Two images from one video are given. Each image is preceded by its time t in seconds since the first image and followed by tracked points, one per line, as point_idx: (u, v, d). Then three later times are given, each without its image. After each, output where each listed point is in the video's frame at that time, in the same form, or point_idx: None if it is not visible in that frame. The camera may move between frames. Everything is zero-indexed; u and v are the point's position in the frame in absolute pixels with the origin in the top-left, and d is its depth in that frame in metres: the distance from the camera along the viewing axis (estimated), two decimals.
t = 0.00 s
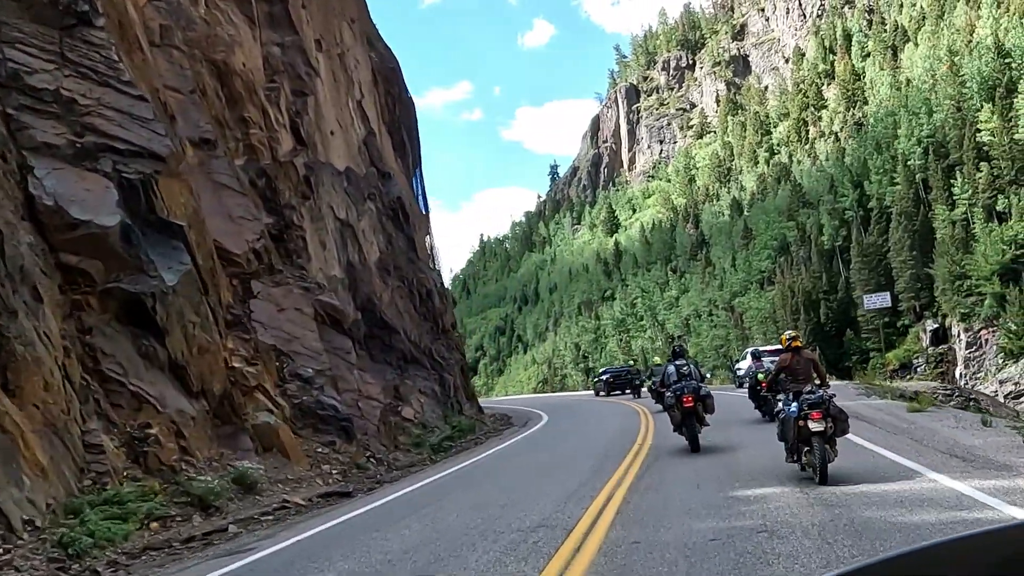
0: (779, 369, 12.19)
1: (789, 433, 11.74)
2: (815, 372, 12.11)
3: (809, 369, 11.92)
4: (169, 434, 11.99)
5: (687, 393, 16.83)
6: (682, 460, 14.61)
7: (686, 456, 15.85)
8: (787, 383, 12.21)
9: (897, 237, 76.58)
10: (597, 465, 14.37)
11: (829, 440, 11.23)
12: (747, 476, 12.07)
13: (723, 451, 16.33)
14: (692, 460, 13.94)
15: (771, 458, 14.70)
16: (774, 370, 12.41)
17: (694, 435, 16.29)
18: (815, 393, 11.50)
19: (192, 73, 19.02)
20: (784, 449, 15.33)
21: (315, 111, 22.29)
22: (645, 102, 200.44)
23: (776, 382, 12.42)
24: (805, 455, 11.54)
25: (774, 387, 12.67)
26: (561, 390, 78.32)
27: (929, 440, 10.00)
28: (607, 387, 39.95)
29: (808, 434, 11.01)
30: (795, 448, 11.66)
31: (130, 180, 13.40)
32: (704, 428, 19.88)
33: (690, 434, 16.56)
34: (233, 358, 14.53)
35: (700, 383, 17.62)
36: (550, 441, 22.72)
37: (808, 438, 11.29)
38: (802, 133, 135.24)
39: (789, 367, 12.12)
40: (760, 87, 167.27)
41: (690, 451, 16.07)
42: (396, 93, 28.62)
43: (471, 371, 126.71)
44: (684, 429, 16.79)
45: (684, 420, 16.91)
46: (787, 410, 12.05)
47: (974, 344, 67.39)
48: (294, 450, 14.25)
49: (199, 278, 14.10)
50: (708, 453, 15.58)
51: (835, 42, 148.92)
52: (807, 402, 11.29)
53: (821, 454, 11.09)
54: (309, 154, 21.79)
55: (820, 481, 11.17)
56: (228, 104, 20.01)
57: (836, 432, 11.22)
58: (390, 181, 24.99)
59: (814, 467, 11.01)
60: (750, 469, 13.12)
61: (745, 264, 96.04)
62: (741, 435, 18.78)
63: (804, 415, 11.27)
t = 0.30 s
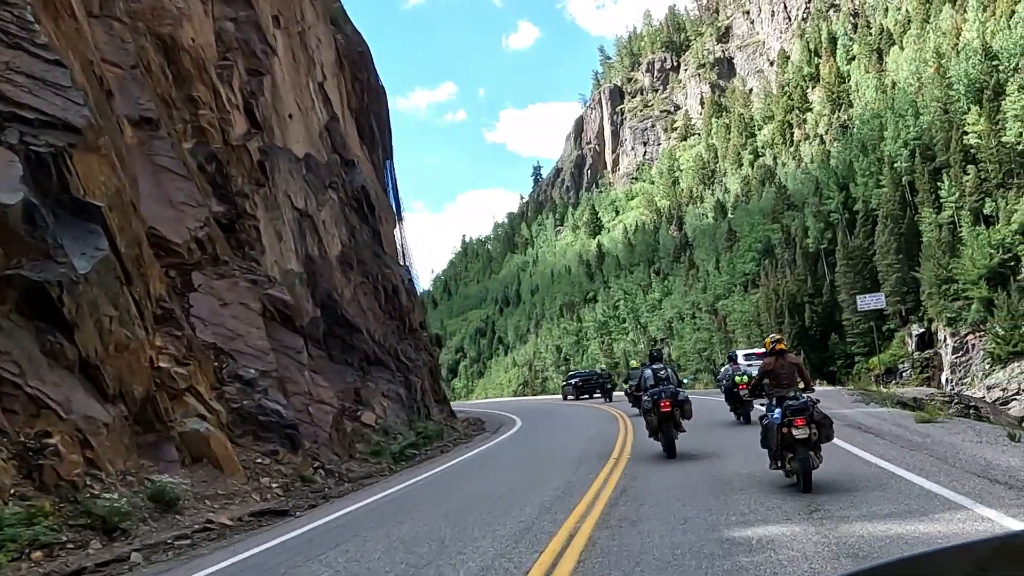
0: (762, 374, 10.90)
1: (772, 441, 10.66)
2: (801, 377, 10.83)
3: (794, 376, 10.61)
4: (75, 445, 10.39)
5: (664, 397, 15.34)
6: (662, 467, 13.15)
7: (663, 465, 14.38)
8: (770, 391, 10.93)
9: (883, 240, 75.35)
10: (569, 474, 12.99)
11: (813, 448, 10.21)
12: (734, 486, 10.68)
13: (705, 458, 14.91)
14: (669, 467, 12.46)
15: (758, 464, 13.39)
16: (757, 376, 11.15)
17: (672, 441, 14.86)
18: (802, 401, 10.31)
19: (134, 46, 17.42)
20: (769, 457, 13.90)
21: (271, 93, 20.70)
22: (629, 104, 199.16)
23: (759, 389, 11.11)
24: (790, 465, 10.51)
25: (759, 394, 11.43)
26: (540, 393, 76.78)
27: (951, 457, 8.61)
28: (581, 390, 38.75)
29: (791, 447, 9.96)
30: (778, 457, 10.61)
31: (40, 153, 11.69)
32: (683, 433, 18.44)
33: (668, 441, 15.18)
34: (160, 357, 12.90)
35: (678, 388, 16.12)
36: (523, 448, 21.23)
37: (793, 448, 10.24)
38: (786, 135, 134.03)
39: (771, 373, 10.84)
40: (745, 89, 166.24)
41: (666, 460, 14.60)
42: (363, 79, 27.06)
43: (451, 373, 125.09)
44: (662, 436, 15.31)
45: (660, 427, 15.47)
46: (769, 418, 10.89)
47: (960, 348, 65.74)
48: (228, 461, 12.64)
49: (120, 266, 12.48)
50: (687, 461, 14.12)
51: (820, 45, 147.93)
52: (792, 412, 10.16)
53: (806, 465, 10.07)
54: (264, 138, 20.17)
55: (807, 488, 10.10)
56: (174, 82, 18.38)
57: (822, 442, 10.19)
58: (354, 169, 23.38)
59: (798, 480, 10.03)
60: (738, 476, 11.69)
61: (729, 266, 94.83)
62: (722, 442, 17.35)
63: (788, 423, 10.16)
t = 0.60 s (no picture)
0: (744, 375, 10.63)
1: (752, 444, 10.41)
2: (781, 381, 10.60)
3: (775, 378, 10.38)
4: None
5: (639, 402, 13.94)
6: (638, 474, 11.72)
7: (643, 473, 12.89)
8: (751, 394, 10.70)
9: (870, 243, 74.12)
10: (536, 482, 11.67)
11: (796, 452, 9.97)
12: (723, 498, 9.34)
13: (685, 466, 13.50)
14: (649, 477, 10.99)
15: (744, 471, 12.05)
16: (737, 382, 10.91)
17: (647, 450, 13.44)
18: (783, 404, 10.05)
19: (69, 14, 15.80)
20: (752, 465, 12.47)
21: (224, 70, 19.14)
22: (614, 105, 197.89)
23: (739, 393, 10.84)
24: (771, 469, 10.24)
25: (739, 401, 11.16)
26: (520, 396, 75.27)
27: (995, 482, 7.15)
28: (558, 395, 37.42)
29: (774, 448, 9.67)
30: (761, 461, 10.36)
31: None
32: (662, 438, 16.97)
33: (642, 449, 13.83)
34: (73, 355, 11.32)
35: (654, 393, 14.67)
36: (492, 455, 19.74)
37: (775, 451, 9.96)
38: (772, 138, 132.86)
39: (752, 375, 10.61)
40: (730, 92, 165.14)
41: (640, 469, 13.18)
42: (328, 62, 25.51)
43: (431, 374, 123.45)
44: (635, 442, 13.92)
45: (634, 432, 14.13)
46: (749, 421, 10.62)
47: (947, 353, 64.40)
48: (148, 475, 11.10)
49: (20, 248, 10.81)
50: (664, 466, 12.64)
51: (806, 48, 147.20)
52: (773, 413, 9.94)
53: (788, 468, 9.77)
54: (214, 120, 18.57)
55: (792, 494, 9.62)
56: (114, 55, 16.77)
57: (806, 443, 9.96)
58: (315, 155, 21.83)
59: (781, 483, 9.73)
60: (720, 484, 10.27)
61: (713, 268, 93.66)
62: (703, 447, 15.89)
63: (770, 426, 9.88)
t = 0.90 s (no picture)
0: (721, 380, 10.27)
1: (732, 448, 10.08)
2: (761, 383, 10.24)
3: (753, 380, 10.05)
4: None
5: (611, 403, 13.47)
6: (618, 489, 10.34)
7: (622, 485, 11.48)
8: (728, 398, 10.35)
9: (858, 246, 72.89)
10: (506, 494, 10.32)
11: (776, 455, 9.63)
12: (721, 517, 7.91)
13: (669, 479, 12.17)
14: (631, 495, 9.54)
15: (732, 483, 11.39)
16: (716, 388, 10.54)
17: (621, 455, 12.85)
18: (763, 408, 9.68)
19: None
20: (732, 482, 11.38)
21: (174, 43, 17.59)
22: (600, 107, 196.59)
23: (717, 397, 10.46)
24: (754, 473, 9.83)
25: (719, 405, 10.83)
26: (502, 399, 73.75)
27: None
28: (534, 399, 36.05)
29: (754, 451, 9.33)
30: (739, 464, 10.03)
31: None
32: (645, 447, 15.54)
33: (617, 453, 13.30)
34: None
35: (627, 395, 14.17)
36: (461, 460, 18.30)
37: (756, 456, 9.62)
38: (758, 140, 131.71)
39: (730, 379, 10.26)
40: (717, 94, 163.98)
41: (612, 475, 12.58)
42: (293, 44, 23.98)
43: (412, 376, 121.88)
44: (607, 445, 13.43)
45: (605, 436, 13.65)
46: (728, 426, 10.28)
47: (936, 359, 63.43)
48: (53, 490, 9.62)
49: None
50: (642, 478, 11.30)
51: (793, 51, 146.35)
52: (754, 416, 9.59)
53: (769, 472, 9.41)
54: (162, 98, 17.01)
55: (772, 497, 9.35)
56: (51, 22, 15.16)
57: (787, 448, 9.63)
58: (276, 139, 20.30)
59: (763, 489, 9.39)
60: (710, 503, 8.78)
61: (699, 271, 92.37)
62: (687, 459, 14.59)
63: (749, 430, 9.54)
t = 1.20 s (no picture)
0: (700, 382, 10.24)
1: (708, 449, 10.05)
2: (739, 387, 10.26)
3: (731, 384, 10.05)
4: None
5: (585, 405, 13.41)
6: (595, 521, 9.01)
7: (602, 502, 10.12)
8: (706, 400, 10.35)
9: (849, 249, 71.59)
10: (467, 513, 9.06)
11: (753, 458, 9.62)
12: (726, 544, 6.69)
13: (650, 490, 10.95)
14: (615, 533, 8.04)
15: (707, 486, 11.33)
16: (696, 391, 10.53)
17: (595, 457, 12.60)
18: (739, 410, 9.64)
19: None
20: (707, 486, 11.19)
21: (120, 13, 16.08)
22: (589, 108, 195.28)
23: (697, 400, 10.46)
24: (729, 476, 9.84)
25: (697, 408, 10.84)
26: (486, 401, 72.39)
27: None
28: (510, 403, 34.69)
29: (731, 453, 9.31)
30: (715, 465, 9.96)
31: None
32: (628, 456, 14.15)
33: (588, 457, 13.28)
34: None
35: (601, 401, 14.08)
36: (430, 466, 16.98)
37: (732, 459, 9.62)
38: (748, 143, 130.57)
39: (708, 382, 10.27)
40: (707, 96, 162.70)
41: (587, 478, 12.21)
42: (259, 22, 22.54)
43: (396, 377, 120.35)
44: (582, 448, 13.40)
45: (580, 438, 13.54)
46: (705, 428, 10.30)
47: (927, 365, 62.40)
48: None
49: None
50: (623, 500, 10.14)
51: (784, 53, 145.45)
52: (732, 418, 9.60)
53: (744, 475, 9.37)
54: (107, 71, 15.44)
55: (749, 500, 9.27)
56: None
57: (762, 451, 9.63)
58: (236, 119, 18.82)
59: (738, 491, 9.41)
60: (712, 536, 7.32)
61: (688, 273, 91.18)
62: (669, 467, 13.39)
63: (726, 432, 9.55)
